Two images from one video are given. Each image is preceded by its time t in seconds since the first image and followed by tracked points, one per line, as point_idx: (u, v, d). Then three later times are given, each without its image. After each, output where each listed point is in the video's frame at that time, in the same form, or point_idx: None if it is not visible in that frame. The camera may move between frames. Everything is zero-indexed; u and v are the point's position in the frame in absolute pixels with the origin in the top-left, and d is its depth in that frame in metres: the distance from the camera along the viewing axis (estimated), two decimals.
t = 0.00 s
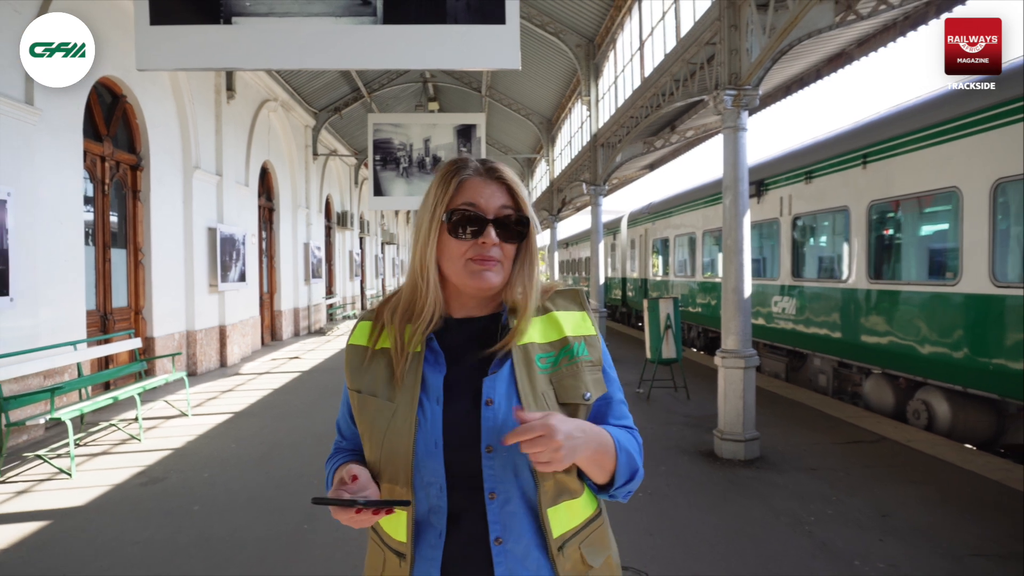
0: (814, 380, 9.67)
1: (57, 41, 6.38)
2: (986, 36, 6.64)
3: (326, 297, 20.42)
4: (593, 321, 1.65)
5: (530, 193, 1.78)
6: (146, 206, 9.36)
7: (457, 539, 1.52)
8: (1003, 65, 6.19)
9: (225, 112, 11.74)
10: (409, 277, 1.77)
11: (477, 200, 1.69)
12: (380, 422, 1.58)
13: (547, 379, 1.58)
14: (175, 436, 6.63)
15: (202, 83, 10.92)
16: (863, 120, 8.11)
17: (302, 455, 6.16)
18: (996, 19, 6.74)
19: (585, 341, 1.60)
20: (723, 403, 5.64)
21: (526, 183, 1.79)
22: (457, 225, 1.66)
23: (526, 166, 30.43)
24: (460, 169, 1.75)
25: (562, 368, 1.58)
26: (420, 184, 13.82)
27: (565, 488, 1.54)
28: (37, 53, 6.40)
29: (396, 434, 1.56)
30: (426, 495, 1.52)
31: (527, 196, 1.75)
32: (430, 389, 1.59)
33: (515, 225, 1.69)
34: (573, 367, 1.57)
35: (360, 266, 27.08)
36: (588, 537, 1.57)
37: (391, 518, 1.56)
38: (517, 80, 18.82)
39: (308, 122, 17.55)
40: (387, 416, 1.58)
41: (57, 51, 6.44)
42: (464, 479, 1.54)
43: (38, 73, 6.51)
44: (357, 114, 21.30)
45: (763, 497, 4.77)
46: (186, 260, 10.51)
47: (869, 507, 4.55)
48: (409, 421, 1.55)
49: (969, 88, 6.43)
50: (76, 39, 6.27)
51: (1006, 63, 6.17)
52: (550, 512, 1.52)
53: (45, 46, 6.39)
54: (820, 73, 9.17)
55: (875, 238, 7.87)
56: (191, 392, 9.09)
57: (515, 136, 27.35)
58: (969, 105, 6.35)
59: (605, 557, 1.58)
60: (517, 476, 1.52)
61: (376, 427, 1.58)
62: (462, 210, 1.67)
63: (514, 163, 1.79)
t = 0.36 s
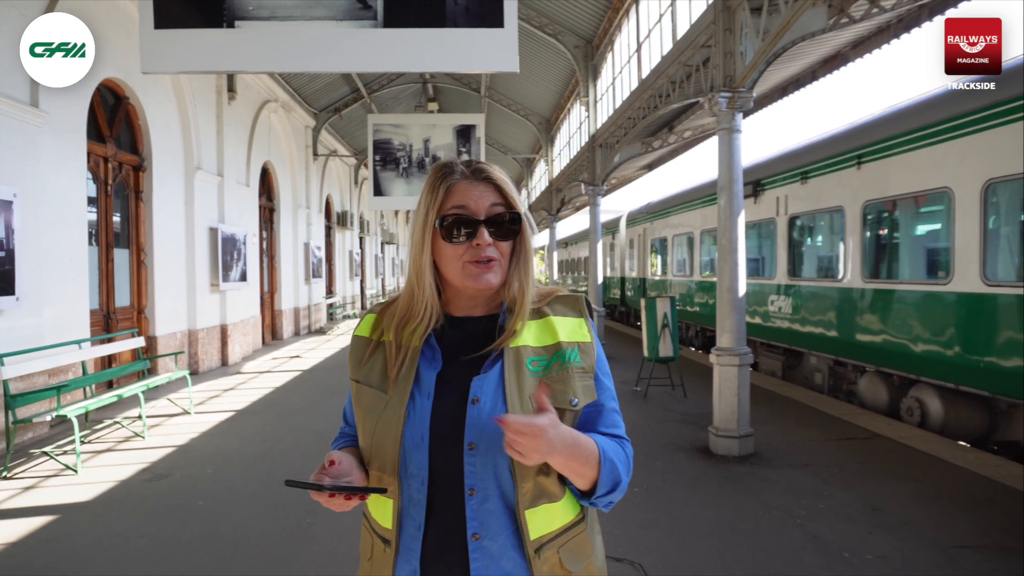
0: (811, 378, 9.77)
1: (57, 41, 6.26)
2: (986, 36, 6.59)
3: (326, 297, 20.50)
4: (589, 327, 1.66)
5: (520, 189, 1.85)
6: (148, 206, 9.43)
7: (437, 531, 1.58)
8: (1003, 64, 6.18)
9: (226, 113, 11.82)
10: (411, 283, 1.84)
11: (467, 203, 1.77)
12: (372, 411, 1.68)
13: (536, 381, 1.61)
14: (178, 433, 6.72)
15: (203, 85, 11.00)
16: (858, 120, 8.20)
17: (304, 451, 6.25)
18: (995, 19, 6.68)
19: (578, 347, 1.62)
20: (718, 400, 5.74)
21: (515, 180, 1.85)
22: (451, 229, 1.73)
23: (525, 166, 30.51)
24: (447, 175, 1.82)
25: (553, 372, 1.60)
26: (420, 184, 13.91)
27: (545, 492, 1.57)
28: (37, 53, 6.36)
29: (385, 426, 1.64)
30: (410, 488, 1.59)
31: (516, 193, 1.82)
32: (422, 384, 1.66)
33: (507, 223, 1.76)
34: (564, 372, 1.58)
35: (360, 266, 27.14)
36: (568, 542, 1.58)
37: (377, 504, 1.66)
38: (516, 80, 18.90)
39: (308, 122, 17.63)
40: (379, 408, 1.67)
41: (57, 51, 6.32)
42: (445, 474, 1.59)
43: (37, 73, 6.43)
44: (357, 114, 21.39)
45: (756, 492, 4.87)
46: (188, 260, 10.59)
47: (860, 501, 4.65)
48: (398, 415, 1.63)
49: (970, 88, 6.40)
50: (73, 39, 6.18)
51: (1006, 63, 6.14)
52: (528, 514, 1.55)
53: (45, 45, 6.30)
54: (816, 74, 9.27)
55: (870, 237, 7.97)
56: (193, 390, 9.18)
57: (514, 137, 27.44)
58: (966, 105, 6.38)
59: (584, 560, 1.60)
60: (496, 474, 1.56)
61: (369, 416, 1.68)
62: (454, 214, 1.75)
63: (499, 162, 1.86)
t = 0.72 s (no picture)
0: (807, 378, 9.85)
1: (57, 41, 6.35)
2: (986, 36, 6.61)
3: (326, 297, 20.57)
4: (591, 336, 1.73)
5: (523, 197, 1.90)
6: (150, 207, 9.50)
7: (427, 542, 1.59)
8: (1003, 64, 6.15)
9: (227, 114, 11.89)
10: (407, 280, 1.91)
11: (469, 209, 1.83)
12: (361, 415, 1.68)
13: (536, 388, 1.66)
14: (180, 432, 6.79)
15: (204, 86, 11.07)
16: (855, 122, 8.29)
17: (305, 450, 6.33)
18: (995, 19, 6.71)
19: (580, 355, 1.69)
20: (714, 399, 5.81)
21: (519, 188, 1.91)
22: (449, 233, 1.80)
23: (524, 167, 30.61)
24: (452, 177, 1.88)
25: (554, 379, 1.66)
26: (420, 185, 13.95)
27: (545, 505, 1.60)
28: (37, 53, 6.42)
29: (374, 431, 1.65)
30: (399, 495, 1.60)
31: (518, 202, 1.87)
32: (416, 387, 1.69)
33: (506, 232, 1.81)
34: (565, 379, 1.64)
35: (360, 266, 27.20)
36: (566, 559, 1.61)
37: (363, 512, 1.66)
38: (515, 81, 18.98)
39: (308, 123, 17.69)
40: (367, 411, 1.68)
41: (58, 52, 6.41)
42: (437, 482, 1.60)
43: (37, 74, 6.51)
44: (357, 115, 21.47)
45: (750, 489, 4.94)
46: (189, 260, 10.65)
47: (853, 498, 4.72)
48: (389, 419, 1.65)
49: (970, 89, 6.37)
50: (74, 39, 6.27)
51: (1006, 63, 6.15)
52: (525, 528, 1.57)
53: (45, 45, 6.39)
54: (812, 76, 9.35)
55: (865, 238, 8.06)
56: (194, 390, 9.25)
57: (514, 137, 27.53)
58: (961, 107, 6.42)
59: None
60: (491, 483, 1.58)
61: (357, 420, 1.69)
62: (454, 218, 1.81)
63: (506, 168, 1.91)
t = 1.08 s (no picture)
0: (802, 377, 9.94)
1: (57, 41, 6.37)
2: (986, 36, 6.62)
3: (325, 297, 20.67)
4: (599, 337, 1.73)
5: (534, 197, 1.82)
6: (150, 208, 9.58)
7: (434, 549, 1.53)
8: (1003, 65, 6.21)
9: (227, 115, 11.98)
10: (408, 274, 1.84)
11: (477, 206, 1.75)
12: (363, 415, 1.60)
13: (548, 387, 1.64)
14: (181, 431, 6.87)
15: (205, 88, 11.16)
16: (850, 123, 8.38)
17: (304, 448, 6.39)
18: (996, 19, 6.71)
19: (591, 355, 1.68)
20: (708, 398, 5.89)
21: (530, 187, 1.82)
22: (455, 229, 1.72)
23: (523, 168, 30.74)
24: (462, 170, 1.79)
25: (565, 378, 1.65)
26: (419, 186, 13.89)
27: (561, 508, 1.58)
28: (38, 53, 6.45)
29: (378, 431, 1.58)
30: (404, 500, 1.53)
31: (529, 203, 1.79)
32: (421, 385, 1.62)
33: (514, 232, 1.73)
34: (577, 379, 1.63)
35: (359, 266, 27.31)
36: (580, 566, 1.59)
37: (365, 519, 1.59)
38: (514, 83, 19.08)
39: (307, 124, 17.78)
40: (370, 411, 1.60)
41: (57, 52, 6.43)
42: (446, 485, 1.54)
43: (38, 75, 6.56)
44: (356, 116, 21.57)
45: (744, 486, 5.01)
46: (190, 261, 10.73)
47: (845, 496, 4.79)
48: (394, 418, 1.58)
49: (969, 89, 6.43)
50: (73, 39, 6.32)
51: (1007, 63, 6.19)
52: (540, 531, 1.55)
53: (45, 45, 6.41)
54: (808, 78, 9.44)
55: (858, 238, 8.16)
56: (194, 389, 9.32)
57: (513, 138, 27.65)
58: (954, 110, 6.50)
59: None
60: (505, 486, 1.53)
61: (358, 420, 1.60)
62: (461, 215, 1.73)
63: (520, 167, 1.82)
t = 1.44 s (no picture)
0: (798, 375, 10.03)
1: (57, 42, 6.43)
2: (986, 36, 6.56)
3: (324, 296, 20.76)
4: (596, 328, 1.77)
5: (525, 185, 1.86)
6: (151, 208, 9.66)
7: (442, 541, 1.55)
8: (1003, 64, 6.12)
9: (227, 116, 12.06)
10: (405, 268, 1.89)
11: (468, 196, 1.79)
12: (365, 409, 1.60)
13: (550, 378, 1.68)
14: (182, 427, 6.95)
15: (205, 89, 11.24)
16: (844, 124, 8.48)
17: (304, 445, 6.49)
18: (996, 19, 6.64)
19: (589, 346, 1.73)
20: (702, 395, 5.99)
21: (521, 174, 1.86)
22: (448, 220, 1.76)
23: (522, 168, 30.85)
24: (453, 162, 1.85)
25: (565, 370, 1.69)
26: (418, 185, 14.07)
27: (565, 496, 1.62)
28: (37, 53, 6.50)
29: (383, 424, 1.59)
30: (411, 492, 1.55)
31: (521, 191, 1.83)
32: (424, 378, 1.65)
33: (506, 221, 1.77)
34: (577, 370, 1.68)
35: (359, 265, 27.42)
36: (580, 552, 1.65)
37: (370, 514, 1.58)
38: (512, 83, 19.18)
39: (307, 124, 17.87)
40: (373, 404, 1.60)
41: (57, 51, 6.49)
42: (453, 477, 1.57)
43: (38, 75, 6.60)
44: (356, 116, 21.66)
45: (736, 481, 5.11)
46: (190, 260, 10.81)
47: (835, 490, 4.89)
48: (400, 410, 1.59)
49: (969, 89, 6.36)
50: (73, 38, 6.39)
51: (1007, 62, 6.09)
52: (546, 520, 1.58)
53: (45, 45, 6.46)
54: (803, 79, 9.53)
55: (852, 238, 8.27)
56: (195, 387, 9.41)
57: (512, 138, 27.75)
58: (945, 112, 6.59)
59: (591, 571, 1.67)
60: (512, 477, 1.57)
61: (361, 413, 1.60)
62: (454, 205, 1.77)
63: (511, 157, 1.86)
